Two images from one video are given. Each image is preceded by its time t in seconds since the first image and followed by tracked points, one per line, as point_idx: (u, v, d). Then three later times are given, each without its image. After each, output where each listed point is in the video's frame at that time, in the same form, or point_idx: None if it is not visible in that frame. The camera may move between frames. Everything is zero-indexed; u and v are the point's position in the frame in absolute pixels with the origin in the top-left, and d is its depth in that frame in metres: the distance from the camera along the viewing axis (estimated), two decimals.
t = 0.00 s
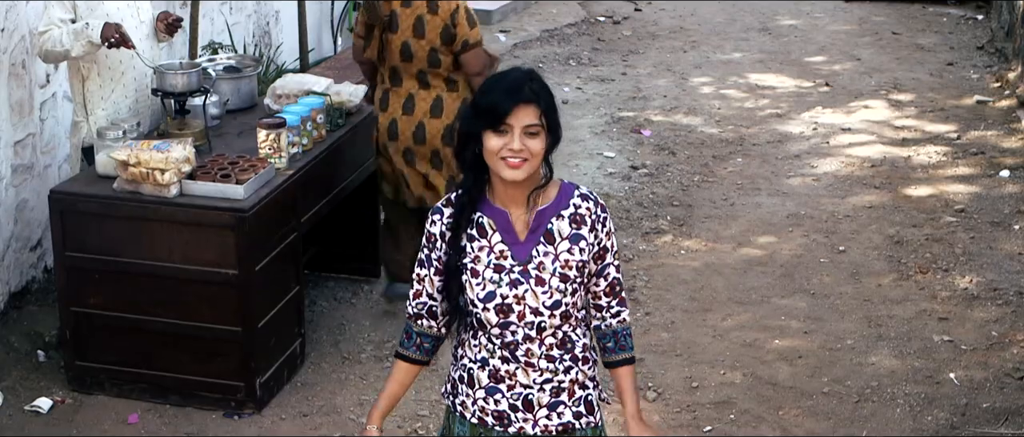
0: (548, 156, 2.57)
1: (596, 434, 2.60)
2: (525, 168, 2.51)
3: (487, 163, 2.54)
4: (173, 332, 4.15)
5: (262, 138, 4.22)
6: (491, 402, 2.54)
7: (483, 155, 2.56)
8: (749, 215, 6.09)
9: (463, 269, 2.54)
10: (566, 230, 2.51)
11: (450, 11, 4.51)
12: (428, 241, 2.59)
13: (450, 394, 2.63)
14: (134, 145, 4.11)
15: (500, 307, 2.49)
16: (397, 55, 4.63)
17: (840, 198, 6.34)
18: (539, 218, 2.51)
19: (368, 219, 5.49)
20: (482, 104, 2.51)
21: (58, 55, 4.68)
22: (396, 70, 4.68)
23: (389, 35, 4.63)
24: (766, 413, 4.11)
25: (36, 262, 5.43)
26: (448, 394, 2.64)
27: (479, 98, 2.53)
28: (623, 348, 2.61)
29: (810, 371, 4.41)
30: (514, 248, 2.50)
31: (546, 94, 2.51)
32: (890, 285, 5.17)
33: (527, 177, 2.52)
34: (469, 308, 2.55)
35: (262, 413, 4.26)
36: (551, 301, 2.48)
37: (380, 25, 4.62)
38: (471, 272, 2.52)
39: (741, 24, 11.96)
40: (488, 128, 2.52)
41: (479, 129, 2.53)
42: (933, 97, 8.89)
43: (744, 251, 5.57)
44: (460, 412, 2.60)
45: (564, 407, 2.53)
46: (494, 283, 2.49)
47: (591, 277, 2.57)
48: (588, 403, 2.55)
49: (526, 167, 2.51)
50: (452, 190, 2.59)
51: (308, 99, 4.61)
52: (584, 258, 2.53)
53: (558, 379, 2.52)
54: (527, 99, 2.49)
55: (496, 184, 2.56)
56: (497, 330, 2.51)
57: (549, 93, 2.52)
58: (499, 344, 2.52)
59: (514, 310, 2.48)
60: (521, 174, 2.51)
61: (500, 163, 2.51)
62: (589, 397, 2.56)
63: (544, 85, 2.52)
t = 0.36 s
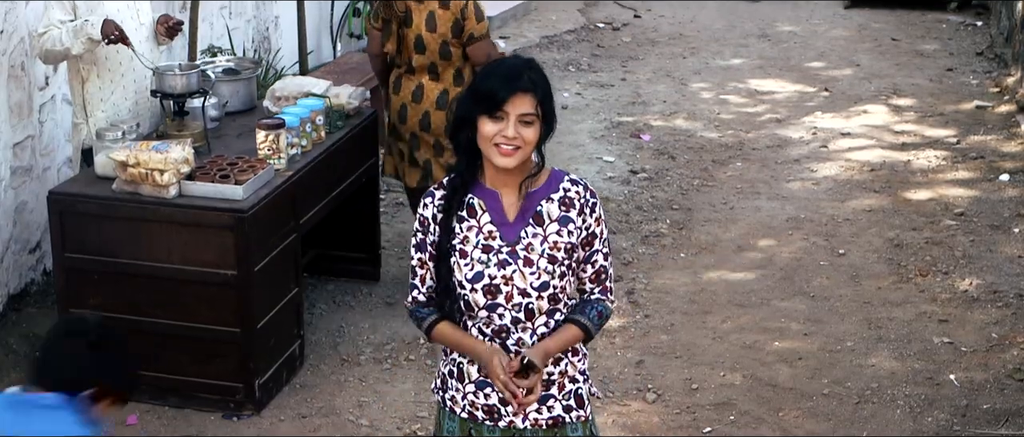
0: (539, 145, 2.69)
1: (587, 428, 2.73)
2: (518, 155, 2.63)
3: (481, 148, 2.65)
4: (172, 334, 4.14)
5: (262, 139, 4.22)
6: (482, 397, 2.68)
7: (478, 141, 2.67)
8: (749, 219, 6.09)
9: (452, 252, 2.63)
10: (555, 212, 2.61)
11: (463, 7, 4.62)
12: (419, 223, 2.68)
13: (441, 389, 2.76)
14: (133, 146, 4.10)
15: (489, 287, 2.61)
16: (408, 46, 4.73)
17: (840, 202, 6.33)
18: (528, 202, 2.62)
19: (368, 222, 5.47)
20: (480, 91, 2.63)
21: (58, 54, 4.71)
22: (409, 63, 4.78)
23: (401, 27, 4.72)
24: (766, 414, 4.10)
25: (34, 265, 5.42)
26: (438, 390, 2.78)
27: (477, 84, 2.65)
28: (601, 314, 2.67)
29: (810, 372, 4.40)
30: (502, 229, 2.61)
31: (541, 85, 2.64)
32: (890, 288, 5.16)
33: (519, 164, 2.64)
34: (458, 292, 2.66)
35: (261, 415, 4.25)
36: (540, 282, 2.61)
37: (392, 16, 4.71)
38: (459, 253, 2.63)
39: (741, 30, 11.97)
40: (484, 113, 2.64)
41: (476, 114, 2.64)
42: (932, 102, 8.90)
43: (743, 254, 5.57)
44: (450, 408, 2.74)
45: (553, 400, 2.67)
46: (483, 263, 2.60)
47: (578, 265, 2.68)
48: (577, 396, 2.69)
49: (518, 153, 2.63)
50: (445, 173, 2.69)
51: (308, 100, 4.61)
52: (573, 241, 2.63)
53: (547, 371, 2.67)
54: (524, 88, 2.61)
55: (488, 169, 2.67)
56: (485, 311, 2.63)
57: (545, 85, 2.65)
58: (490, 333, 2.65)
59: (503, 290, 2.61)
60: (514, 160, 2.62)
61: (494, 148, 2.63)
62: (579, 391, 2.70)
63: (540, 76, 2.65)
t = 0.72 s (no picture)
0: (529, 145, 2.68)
1: (577, 424, 2.72)
2: (507, 153, 2.62)
3: (470, 146, 2.64)
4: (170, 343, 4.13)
5: (260, 150, 4.23)
6: (470, 395, 2.66)
7: (467, 140, 2.66)
8: (747, 231, 6.09)
9: (440, 247, 2.62)
10: (544, 207, 2.61)
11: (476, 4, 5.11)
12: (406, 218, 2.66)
13: (429, 390, 2.75)
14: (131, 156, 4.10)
15: (479, 282, 2.60)
16: (427, 41, 5.23)
17: (839, 214, 6.34)
18: (517, 198, 2.62)
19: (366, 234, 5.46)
20: (470, 89, 2.62)
21: (63, 69, 4.60)
22: (426, 53, 5.28)
23: (420, 21, 5.23)
24: (764, 424, 4.09)
25: (32, 277, 5.41)
26: (426, 390, 2.76)
27: (467, 83, 2.64)
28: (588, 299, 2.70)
29: (809, 383, 4.39)
30: (490, 224, 2.60)
31: (531, 85, 2.63)
32: (889, 299, 5.16)
33: (508, 162, 2.63)
34: (447, 286, 2.65)
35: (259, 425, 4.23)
36: (529, 276, 2.60)
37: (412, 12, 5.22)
38: (448, 248, 2.61)
39: (738, 45, 12.00)
40: (474, 112, 2.64)
41: (466, 112, 2.64)
42: (930, 116, 8.91)
43: (742, 266, 5.57)
44: (439, 408, 2.72)
45: (542, 396, 2.66)
46: (473, 257, 2.59)
47: (572, 255, 2.69)
48: (566, 391, 2.68)
49: (507, 151, 2.62)
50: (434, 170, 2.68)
51: (306, 111, 4.62)
52: (561, 235, 2.63)
53: (536, 367, 2.66)
54: (513, 88, 2.61)
55: (477, 167, 2.67)
56: (475, 306, 2.63)
57: (535, 84, 2.65)
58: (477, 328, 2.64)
59: (493, 284, 2.60)
60: (502, 158, 2.61)
61: (483, 147, 2.62)
62: (567, 385, 2.69)
63: (530, 75, 2.65)
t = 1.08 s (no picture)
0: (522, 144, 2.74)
1: (571, 418, 2.79)
2: (501, 154, 2.68)
3: (464, 149, 2.70)
4: (170, 353, 4.12)
5: (260, 160, 4.22)
6: (467, 391, 2.72)
7: (461, 142, 2.72)
8: (748, 243, 6.09)
9: (437, 248, 2.68)
10: (539, 208, 2.69)
11: None
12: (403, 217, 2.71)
13: (424, 389, 2.78)
14: (131, 166, 4.10)
15: (476, 281, 2.67)
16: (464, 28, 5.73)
17: (838, 227, 6.34)
18: (512, 198, 2.69)
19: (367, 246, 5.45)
20: (462, 94, 2.67)
21: (61, 78, 4.60)
22: (461, 44, 5.80)
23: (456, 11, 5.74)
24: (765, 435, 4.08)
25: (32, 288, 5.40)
26: (420, 390, 2.79)
27: (459, 86, 2.69)
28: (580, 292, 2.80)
29: (809, 393, 4.39)
30: (487, 224, 2.67)
31: (522, 86, 2.69)
32: (889, 311, 5.15)
33: (502, 163, 2.70)
34: (443, 286, 2.71)
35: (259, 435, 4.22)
36: (526, 275, 2.69)
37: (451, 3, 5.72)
38: (445, 249, 2.68)
39: (738, 60, 12.01)
40: (467, 115, 2.68)
41: (459, 116, 2.69)
42: (930, 129, 8.92)
43: (742, 278, 5.57)
44: (435, 406, 2.76)
45: (539, 389, 2.73)
46: (470, 257, 2.66)
47: (564, 253, 2.79)
48: (561, 384, 2.75)
49: (502, 153, 2.68)
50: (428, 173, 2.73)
51: (306, 122, 4.61)
52: (556, 235, 2.71)
53: (533, 361, 2.73)
54: (505, 90, 2.66)
55: (472, 168, 2.73)
56: (472, 304, 2.70)
57: (526, 85, 2.70)
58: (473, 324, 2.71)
59: (490, 284, 2.67)
60: (497, 160, 2.68)
61: (478, 149, 2.68)
62: (562, 379, 2.77)
63: (521, 76, 2.70)
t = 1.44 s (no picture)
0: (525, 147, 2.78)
1: (576, 423, 2.78)
2: (505, 159, 2.71)
3: (468, 157, 2.73)
4: (171, 367, 4.12)
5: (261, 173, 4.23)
6: (473, 394, 2.72)
7: (464, 150, 2.74)
8: (749, 259, 6.09)
9: (444, 253, 2.70)
10: (544, 212, 2.71)
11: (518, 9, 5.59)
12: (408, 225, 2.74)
13: (428, 394, 2.79)
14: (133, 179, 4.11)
15: (484, 285, 2.69)
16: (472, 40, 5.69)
17: (839, 243, 6.34)
18: (519, 203, 2.72)
19: (367, 261, 5.44)
20: (462, 103, 2.70)
21: (60, 92, 4.60)
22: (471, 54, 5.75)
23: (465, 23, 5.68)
24: None
25: (33, 302, 5.39)
26: (424, 395, 2.80)
27: (458, 95, 2.72)
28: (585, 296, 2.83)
29: (810, 407, 4.38)
30: (493, 229, 2.69)
31: (521, 90, 2.72)
32: (890, 326, 5.14)
33: (507, 168, 2.72)
34: (450, 291, 2.74)
35: None
36: (534, 278, 2.70)
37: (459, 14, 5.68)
38: (453, 254, 2.70)
39: (739, 78, 12.04)
40: (469, 123, 2.71)
41: (461, 124, 2.72)
42: (931, 147, 8.93)
43: (743, 293, 5.56)
44: (439, 411, 2.76)
45: (543, 393, 2.73)
46: (477, 261, 2.68)
47: (567, 260, 2.80)
48: (565, 390, 2.75)
49: (507, 157, 2.71)
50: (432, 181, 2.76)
51: (307, 136, 4.62)
52: (560, 239, 2.73)
53: (538, 365, 2.74)
54: (505, 95, 2.69)
55: (477, 174, 2.75)
56: (480, 309, 2.71)
57: (526, 89, 2.74)
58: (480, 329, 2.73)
59: (498, 288, 2.69)
60: (502, 166, 2.71)
61: (483, 156, 2.71)
62: (566, 385, 2.77)
63: (519, 80, 2.74)
